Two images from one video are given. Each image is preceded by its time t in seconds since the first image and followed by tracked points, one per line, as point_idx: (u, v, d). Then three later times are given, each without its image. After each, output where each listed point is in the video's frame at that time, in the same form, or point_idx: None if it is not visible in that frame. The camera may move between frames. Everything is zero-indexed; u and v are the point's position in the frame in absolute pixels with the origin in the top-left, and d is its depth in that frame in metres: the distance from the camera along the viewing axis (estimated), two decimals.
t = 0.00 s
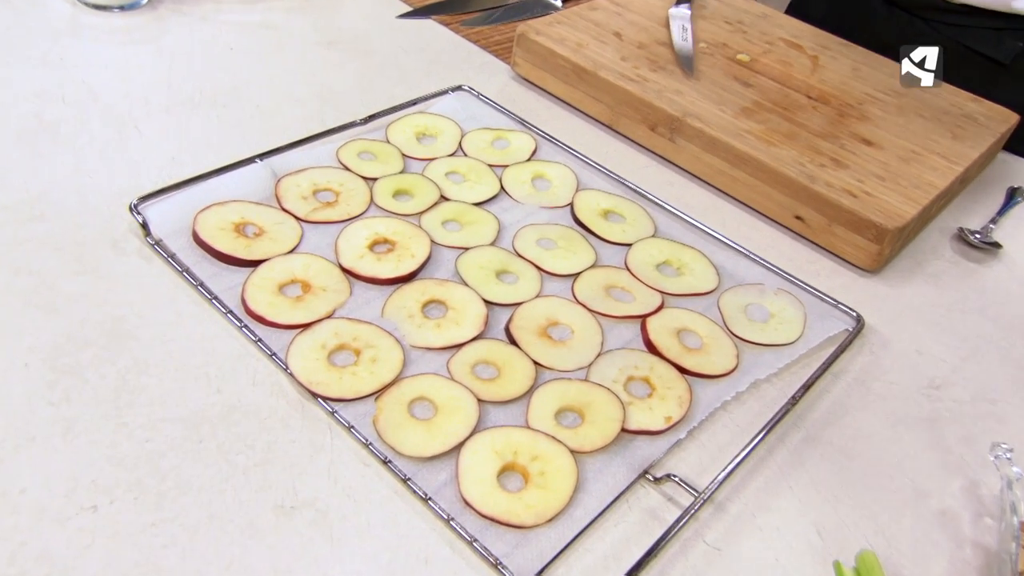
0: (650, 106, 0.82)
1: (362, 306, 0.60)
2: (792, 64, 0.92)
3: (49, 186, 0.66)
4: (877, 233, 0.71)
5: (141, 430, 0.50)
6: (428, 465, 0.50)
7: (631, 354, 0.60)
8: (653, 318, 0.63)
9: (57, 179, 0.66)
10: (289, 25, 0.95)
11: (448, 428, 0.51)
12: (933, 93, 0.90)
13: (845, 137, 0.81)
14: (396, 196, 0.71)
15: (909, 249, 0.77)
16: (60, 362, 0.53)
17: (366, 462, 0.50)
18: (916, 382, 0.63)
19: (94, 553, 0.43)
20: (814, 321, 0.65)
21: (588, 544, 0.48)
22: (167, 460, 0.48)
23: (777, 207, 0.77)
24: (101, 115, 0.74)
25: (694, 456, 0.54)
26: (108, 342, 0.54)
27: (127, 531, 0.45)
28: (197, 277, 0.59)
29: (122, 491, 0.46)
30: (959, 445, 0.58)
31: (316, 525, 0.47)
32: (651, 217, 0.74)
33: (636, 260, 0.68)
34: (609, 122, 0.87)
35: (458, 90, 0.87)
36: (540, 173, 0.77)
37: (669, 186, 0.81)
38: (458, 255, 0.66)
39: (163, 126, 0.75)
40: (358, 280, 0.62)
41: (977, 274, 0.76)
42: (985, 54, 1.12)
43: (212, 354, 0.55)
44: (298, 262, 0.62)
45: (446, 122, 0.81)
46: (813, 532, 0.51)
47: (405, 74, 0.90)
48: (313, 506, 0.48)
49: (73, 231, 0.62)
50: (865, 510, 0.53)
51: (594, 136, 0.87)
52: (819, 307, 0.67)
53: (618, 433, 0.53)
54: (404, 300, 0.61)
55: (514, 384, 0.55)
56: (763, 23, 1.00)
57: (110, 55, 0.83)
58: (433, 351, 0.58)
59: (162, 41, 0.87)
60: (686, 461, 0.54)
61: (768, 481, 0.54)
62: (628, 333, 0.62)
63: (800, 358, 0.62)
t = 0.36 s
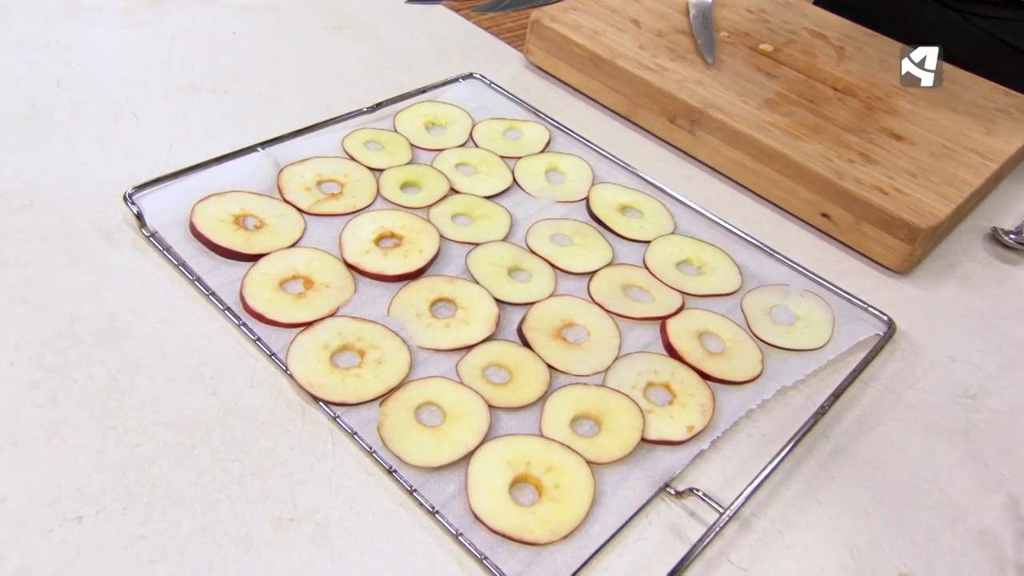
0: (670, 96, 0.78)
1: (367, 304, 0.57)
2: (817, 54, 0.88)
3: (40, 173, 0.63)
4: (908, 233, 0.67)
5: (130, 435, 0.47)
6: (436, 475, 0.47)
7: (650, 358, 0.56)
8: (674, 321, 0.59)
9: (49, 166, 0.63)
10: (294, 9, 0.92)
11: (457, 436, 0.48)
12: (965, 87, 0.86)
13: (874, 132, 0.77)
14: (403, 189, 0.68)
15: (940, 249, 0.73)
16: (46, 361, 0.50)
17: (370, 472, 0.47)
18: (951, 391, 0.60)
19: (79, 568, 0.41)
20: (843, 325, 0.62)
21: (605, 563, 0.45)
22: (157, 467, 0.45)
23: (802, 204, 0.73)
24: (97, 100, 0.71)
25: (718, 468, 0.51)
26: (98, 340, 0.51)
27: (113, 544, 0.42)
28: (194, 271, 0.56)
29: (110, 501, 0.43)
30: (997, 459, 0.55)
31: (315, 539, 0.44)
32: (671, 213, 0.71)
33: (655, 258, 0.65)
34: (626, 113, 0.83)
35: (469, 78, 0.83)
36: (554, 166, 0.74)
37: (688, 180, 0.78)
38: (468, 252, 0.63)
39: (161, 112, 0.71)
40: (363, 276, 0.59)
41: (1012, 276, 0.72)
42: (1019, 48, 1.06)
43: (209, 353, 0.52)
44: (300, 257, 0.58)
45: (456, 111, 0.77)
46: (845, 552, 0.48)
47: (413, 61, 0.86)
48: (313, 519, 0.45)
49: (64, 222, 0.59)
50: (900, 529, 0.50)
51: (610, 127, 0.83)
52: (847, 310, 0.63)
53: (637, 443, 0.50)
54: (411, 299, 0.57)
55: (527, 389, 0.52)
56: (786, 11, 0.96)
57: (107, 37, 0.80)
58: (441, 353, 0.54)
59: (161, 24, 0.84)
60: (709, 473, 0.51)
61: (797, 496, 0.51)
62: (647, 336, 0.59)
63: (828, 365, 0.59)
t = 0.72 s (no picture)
0: (682, 83, 0.75)
1: (367, 296, 0.54)
2: (835, 41, 0.85)
3: (26, 158, 0.60)
4: (932, 226, 0.64)
5: (115, 433, 0.44)
6: (437, 477, 0.44)
7: (663, 354, 0.54)
8: (688, 316, 0.57)
9: (36, 151, 0.61)
10: None
11: (459, 437, 0.46)
12: (987, 78, 0.83)
13: (894, 121, 0.74)
14: (405, 177, 0.65)
15: (963, 244, 0.71)
16: (27, 354, 0.47)
17: (368, 473, 0.45)
18: (977, 391, 0.57)
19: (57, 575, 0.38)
20: (864, 322, 0.59)
21: (616, 572, 0.42)
22: (142, 467, 0.43)
23: (820, 195, 0.71)
24: (87, 83, 0.69)
25: (735, 472, 0.48)
26: (83, 333, 0.49)
27: (94, 549, 0.39)
28: (185, 261, 0.54)
29: (91, 503, 0.41)
30: None
31: (309, 544, 0.41)
32: (683, 204, 0.68)
33: (667, 251, 0.62)
34: (636, 101, 0.81)
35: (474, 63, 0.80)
36: (562, 155, 0.71)
37: (700, 171, 0.75)
38: (473, 243, 0.60)
39: (154, 96, 0.69)
40: (362, 267, 0.56)
41: None
42: None
43: (200, 347, 0.50)
44: (296, 246, 0.56)
45: (461, 97, 0.75)
46: (869, 562, 0.45)
47: (416, 46, 0.83)
48: (306, 523, 0.42)
49: (51, 208, 0.57)
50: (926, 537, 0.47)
51: (620, 116, 0.80)
52: (868, 306, 0.61)
53: (650, 445, 0.47)
54: (412, 291, 0.55)
55: (533, 387, 0.50)
56: None
57: (100, 19, 0.77)
58: (443, 348, 0.52)
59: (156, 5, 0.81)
60: (725, 478, 0.48)
61: (817, 502, 0.48)
62: (659, 331, 0.57)
63: (849, 363, 0.56)
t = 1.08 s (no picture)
0: (686, 69, 0.73)
1: (359, 287, 0.52)
2: (843, 27, 0.83)
3: (7, 144, 0.58)
4: (945, 216, 0.62)
5: (93, 430, 0.42)
6: (431, 476, 0.42)
7: (667, 348, 0.52)
8: (693, 308, 0.55)
9: (17, 137, 0.59)
10: None
11: (454, 433, 0.44)
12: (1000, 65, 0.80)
13: (905, 109, 0.72)
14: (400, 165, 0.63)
15: (976, 235, 0.68)
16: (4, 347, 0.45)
17: (358, 471, 0.43)
18: (993, 386, 0.55)
19: None
20: (875, 315, 0.57)
21: None
22: (121, 464, 0.41)
23: (828, 185, 0.68)
24: (71, 67, 0.66)
25: (742, 470, 0.46)
26: (62, 325, 0.47)
27: (69, 552, 0.37)
28: (171, 250, 0.52)
29: (67, 503, 0.39)
30: None
31: (296, 546, 0.39)
32: (688, 193, 0.66)
33: (671, 241, 0.60)
34: (639, 88, 0.78)
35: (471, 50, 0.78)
36: (563, 143, 0.69)
37: (704, 160, 0.73)
38: (470, 232, 0.58)
39: (141, 81, 0.67)
40: (355, 257, 0.54)
41: None
42: None
43: (184, 338, 0.48)
44: (286, 235, 0.54)
45: (459, 84, 0.72)
46: (884, 564, 0.43)
47: (413, 32, 0.81)
48: (293, 523, 0.40)
49: (31, 196, 0.54)
50: (943, 538, 0.45)
51: (622, 104, 0.78)
52: (879, 298, 0.58)
53: (654, 441, 0.45)
54: (407, 282, 0.53)
55: (532, 381, 0.48)
56: None
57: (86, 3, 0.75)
58: (438, 340, 0.50)
59: None
60: (732, 476, 0.46)
61: (829, 501, 0.46)
62: (663, 324, 0.54)
63: (859, 357, 0.54)
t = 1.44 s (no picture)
0: (681, 64, 0.72)
1: (350, 284, 0.52)
2: (840, 22, 0.82)
3: None
4: (942, 210, 0.61)
5: (78, 430, 0.41)
6: (423, 475, 0.41)
7: (664, 344, 0.51)
8: (690, 303, 0.54)
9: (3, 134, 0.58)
10: None
11: (446, 432, 0.43)
12: (999, 60, 0.79)
13: (902, 103, 0.71)
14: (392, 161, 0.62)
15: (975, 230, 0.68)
16: None
17: (349, 471, 0.42)
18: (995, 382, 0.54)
19: None
20: (876, 310, 0.56)
21: None
22: (105, 465, 0.40)
23: (824, 180, 0.68)
24: (58, 64, 0.65)
25: (741, 467, 0.46)
26: (47, 324, 0.46)
27: (52, 555, 0.36)
28: (159, 247, 0.51)
29: (50, 506, 0.38)
30: None
31: (285, 548, 0.38)
32: (684, 188, 0.65)
33: (668, 236, 0.60)
34: (634, 83, 0.77)
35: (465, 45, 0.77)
36: (558, 138, 0.68)
37: (700, 155, 0.72)
38: (464, 228, 0.57)
39: (130, 78, 0.66)
40: (346, 254, 0.53)
41: None
42: None
43: (172, 337, 0.47)
44: (277, 232, 0.53)
45: (452, 80, 0.71)
46: (886, 563, 0.43)
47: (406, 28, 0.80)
48: (282, 524, 0.39)
49: (16, 193, 0.54)
50: (946, 537, 0.44)
51: (616, 100, 0.77)
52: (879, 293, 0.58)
53: (651, 439, 0.45)
54: (399, 278, 0.52)
55: (527, 378, 0.47)
56: None
57: None
58: (431, 338, 0.49)
59: None
60: (731, 473, 0.45)
61: (829, 499, 0.45)
62: (660, 320, 0.54)
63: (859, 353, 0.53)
